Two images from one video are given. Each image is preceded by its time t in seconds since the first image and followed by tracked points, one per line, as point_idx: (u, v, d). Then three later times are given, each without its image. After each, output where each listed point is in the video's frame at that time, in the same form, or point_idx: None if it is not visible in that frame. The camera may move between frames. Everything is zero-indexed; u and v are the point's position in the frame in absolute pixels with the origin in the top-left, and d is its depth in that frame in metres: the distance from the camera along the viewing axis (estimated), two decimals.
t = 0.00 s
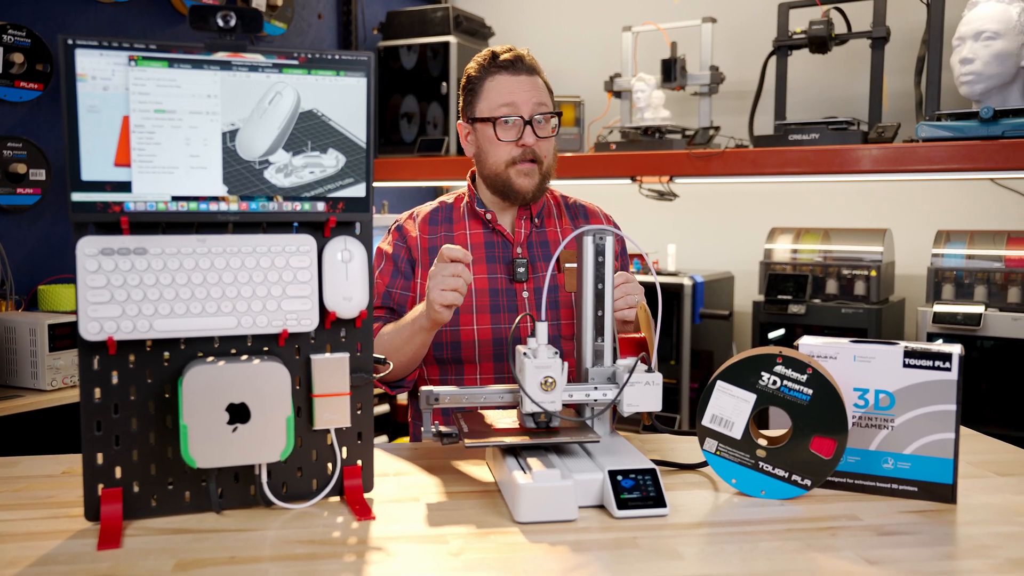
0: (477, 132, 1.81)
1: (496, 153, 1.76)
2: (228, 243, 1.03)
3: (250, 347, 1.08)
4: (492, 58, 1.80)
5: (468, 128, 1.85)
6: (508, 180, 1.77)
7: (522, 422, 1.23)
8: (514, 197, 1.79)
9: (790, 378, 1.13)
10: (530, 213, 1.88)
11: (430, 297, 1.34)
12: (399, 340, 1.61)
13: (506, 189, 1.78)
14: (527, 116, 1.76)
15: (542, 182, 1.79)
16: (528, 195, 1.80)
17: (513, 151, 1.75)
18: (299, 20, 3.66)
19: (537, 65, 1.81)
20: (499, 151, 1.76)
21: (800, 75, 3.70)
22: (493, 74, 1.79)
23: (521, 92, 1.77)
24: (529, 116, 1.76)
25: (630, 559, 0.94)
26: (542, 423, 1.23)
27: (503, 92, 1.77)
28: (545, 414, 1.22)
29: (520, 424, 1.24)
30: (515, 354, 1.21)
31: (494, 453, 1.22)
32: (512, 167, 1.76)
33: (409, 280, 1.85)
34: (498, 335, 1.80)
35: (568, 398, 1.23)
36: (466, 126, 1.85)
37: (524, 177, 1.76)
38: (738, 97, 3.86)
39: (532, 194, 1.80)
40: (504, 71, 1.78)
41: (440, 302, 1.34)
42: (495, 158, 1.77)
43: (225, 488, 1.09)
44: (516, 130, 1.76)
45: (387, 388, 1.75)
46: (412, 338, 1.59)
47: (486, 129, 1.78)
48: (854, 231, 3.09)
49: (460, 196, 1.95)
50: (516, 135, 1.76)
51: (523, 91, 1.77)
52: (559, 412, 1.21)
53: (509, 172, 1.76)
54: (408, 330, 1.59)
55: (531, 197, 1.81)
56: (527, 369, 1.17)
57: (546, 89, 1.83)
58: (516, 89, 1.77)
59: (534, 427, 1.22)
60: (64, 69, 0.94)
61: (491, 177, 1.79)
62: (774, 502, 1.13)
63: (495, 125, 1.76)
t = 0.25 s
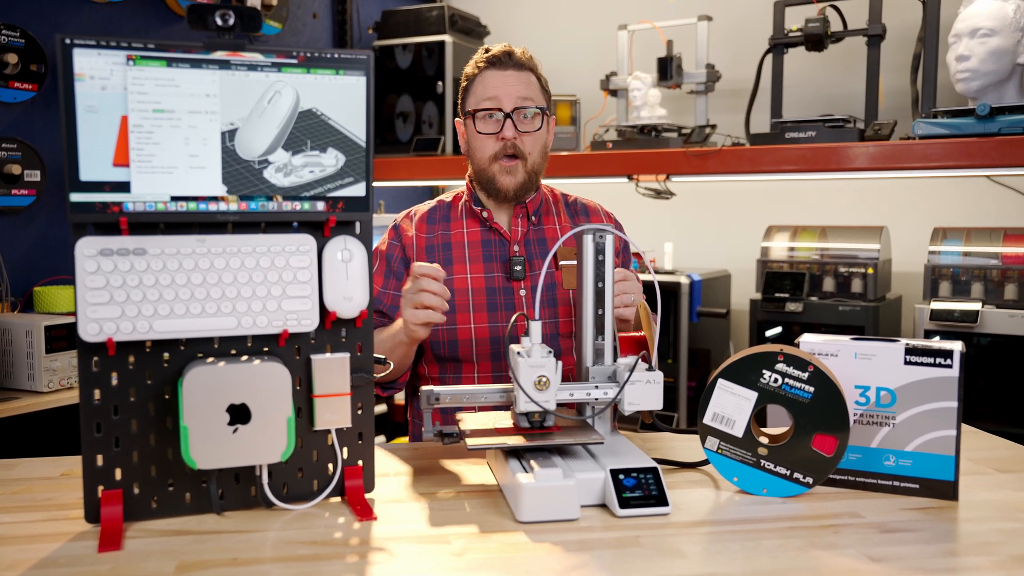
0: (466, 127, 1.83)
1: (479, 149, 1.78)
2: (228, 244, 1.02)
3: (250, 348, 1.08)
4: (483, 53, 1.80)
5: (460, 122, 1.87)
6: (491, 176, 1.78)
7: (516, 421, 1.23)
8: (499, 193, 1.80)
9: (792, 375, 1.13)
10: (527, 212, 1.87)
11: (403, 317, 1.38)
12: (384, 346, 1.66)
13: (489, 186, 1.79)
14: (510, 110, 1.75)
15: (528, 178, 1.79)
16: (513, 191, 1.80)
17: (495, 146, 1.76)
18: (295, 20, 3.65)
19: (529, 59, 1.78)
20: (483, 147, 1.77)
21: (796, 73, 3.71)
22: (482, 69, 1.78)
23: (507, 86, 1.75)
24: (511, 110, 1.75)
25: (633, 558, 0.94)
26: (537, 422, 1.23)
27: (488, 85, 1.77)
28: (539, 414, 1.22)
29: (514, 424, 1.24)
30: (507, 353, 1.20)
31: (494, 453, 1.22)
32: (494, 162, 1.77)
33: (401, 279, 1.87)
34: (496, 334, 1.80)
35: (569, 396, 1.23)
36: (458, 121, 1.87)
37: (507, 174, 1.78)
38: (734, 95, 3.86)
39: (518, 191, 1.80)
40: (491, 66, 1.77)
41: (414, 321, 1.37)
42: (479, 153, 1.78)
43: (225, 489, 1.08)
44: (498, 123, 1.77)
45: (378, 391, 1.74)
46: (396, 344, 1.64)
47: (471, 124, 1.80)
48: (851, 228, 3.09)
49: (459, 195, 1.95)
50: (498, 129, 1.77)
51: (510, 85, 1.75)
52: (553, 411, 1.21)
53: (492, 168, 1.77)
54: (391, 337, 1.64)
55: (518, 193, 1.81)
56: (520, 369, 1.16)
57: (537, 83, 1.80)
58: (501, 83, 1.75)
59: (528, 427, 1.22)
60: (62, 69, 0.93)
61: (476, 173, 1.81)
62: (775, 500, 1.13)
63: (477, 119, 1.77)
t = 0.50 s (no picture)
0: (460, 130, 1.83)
1: (474, 152, 1.77)
2: (226, 245, 1.02)
3: (249, 350, 1.07)
4: (476, 57, 1.80)
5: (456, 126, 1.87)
6: (488, 181, 1.78)
7: (523, 421, 1.23)
8: (496, 197, 1.80)
9: (791, 375, 1.14)
10: (524, 210, 1.87)
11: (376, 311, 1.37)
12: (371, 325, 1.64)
13: (486, 190, 1.79)
14: (503, 112, 1.74)
15: (524, 181, 1.78)
16: (509, 194, 1.80)
17: (488, 148, 1.76)
18: (289, 20, 3.65)
19: (522, 60, 1.77)
20: (477, 149, 1.77)
21: (791, 73, 3.71)
22: (476, 72, 1.78)
23: (500, 89, 1.75)
24: (504, 112, 1.74)
25: (634, 558, 0.94)
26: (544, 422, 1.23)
27: (481, 88, 1.77)
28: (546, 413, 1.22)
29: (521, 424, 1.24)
30: (514, 353, 1.20)
31: (494, 453, 1.22)
32: (489, 165, 1.76)
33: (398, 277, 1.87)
34: (492, 331, 1.80)
35: (571, 396, 1.23)
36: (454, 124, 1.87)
37: (504, 179, 1.78)
38: (729, 95, 3.86)
39: (514, 193, 1.80)
40: (484, 69, 1.77)
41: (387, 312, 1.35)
42: (473, 156, 1.78)
43: (224, 491, 1.08)
44: (490, 126, 1.76)
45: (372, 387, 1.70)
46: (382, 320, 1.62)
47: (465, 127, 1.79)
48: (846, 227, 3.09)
49: (457, 195, 1.95)
50: (491, 131, 1.76)
51: (503, 87, 1.75)
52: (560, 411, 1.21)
53: (487, 171, 1.77)
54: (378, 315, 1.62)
55: (514, 196, 1.81)
56: (527, 369, 1.16)
57: (531, 84, 1.79)
58: (494, 86, 1.75)
59: (535, 426, 1.22)
60: (60, 70, 0.93)
61: (473, 176, 1.81)
62: (775, 499, 1.13)
63: (470, 122, 1.77)
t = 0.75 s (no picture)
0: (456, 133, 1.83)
1: (470, 153, 1.77)
2: (224, 247, 1.02)
3: (248, 351, 1.07)
4: (473, 60, 1.80)
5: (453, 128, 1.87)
6: (483, 180, 1.78)
7: (514, 422, 1.23)
8: (490, 196, 1.80)
9: (789, 374, 1.14)
10: (521, 213, 1.87)
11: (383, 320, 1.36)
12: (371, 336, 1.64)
13: (481, 189, 1.79)
14: (499, 115, 1.75)
15: (519, 182, 1.78)
16: (504, 194, 1.79)
17: (485, 151, 1.76)
18: (283, 22, 3.64)
19: (519, 64, 1.78)
20: (473, 152, 1.77)
21: (785, 73, 3.72)
22: (472, 75, 1.79)
23: (497, 92, 1.76)
24: (500, 115, 1.75)
25: (634, 558, 0.94)
26: (535, 423, 1.22)
27: (477, 92, 1.77)
28: (536, 414, 1.22)
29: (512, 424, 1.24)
30: (505, 354, 1.21)
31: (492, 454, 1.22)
32: (485, 166, 1.76)
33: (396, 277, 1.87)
34: (488, 333, 1.80)
35: (566, 397, 1.23)
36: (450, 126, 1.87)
37: (499, 177, 1.77)
38: (723, 95, 3.87)
39: (509, 193, 1.79)
40: (481, 72, 1.77)
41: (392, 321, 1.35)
42: (469, 158, 1.78)
43: (223, 493, 1.08)
44: (487, 129, 1.76)
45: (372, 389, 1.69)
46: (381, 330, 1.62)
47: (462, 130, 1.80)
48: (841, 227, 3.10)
49: (454, 196, 1.95)
50: (487, 134, 1.76)
51: (500, 90, 1.76)
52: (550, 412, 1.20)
53: (483, 172, 1.77)
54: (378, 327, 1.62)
55: (509, 196, 1.80)
56: (518, 370, 1.16)
57: (528, 88, 1.80)
58: (491, 89, 1.76)
59: (525, 427, 1.21)
60: (57, 72, 0.92)
61: (468, 177, 1.80)
62: (774, 499, 1.14)
63: (466, 126, 1.77)
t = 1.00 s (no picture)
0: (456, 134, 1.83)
1: (469, 155, 1.78)
2: (225, 249, 1.01)
3: (248, 354, 1.07)
4: (473, 61, 1.80)
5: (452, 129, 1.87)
6: (481, 181, 1.78)
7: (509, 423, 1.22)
8: (488, 197, 1.80)
9: (789, 375, 1.14)
10: (521, 215, 1.86)
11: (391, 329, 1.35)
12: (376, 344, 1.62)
13: (480, 190, 1.80)
14: (498, 118, 1.76)
15: (518, 183, 1.78)
16: (503, 195, 1.80)
17: (483, 153, 1.77)
18: (280, 24, 3.65)
19: (519, 65, 1.78)
20: (472, 154, 1.78)
21: (782, 75, 3.73)
22: (472, 77, 1.79)
23: (497, 94, 1.76)
24: (500, 118, 1.76)
25: (635, 559, 0.94)
26: (529, 425, 1.22)
27: (477, 94, 1.77)
28: (530, 416, 1.21)
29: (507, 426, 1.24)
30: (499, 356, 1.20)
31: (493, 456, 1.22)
32: (484, 168, 1.77)
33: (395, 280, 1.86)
34: (488, 335, 1.80)
35: (564, 398, 1.23)
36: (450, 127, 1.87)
37: (497, 179, 1.77)
38: (720, 97, 3.88)
39: (508, 195, 1.80)
40: (481, 73, 1.78)
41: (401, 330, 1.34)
42: (468, 160, 1.78)
43: (224, 496, 1.08)
44: (486, 132, 1.77)
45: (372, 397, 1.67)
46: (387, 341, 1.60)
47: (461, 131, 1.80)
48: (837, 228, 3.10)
49: (454, 197, 1.95)
50: (486, 137, 1.77)
51: (499, 92, 1.76)
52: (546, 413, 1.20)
53: (482, 174, 1.78)
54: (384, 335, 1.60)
55: (507, 197, 1.80)
56: (511, 372, 1.16)
57: (528, 89, 1.80)
58: (490, 91, 1.76)
59: (519, 430, 1.21)
60: (58, 75, 0.92)
61: (468, 178, 1.81)
62: (774, 500, 1.14)
63: (466, 128, 1.78)
